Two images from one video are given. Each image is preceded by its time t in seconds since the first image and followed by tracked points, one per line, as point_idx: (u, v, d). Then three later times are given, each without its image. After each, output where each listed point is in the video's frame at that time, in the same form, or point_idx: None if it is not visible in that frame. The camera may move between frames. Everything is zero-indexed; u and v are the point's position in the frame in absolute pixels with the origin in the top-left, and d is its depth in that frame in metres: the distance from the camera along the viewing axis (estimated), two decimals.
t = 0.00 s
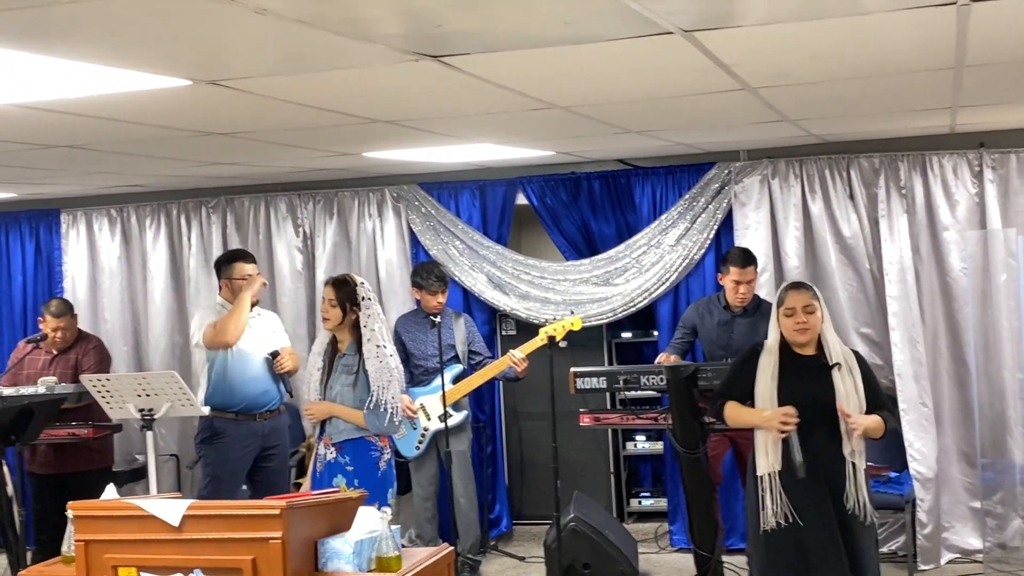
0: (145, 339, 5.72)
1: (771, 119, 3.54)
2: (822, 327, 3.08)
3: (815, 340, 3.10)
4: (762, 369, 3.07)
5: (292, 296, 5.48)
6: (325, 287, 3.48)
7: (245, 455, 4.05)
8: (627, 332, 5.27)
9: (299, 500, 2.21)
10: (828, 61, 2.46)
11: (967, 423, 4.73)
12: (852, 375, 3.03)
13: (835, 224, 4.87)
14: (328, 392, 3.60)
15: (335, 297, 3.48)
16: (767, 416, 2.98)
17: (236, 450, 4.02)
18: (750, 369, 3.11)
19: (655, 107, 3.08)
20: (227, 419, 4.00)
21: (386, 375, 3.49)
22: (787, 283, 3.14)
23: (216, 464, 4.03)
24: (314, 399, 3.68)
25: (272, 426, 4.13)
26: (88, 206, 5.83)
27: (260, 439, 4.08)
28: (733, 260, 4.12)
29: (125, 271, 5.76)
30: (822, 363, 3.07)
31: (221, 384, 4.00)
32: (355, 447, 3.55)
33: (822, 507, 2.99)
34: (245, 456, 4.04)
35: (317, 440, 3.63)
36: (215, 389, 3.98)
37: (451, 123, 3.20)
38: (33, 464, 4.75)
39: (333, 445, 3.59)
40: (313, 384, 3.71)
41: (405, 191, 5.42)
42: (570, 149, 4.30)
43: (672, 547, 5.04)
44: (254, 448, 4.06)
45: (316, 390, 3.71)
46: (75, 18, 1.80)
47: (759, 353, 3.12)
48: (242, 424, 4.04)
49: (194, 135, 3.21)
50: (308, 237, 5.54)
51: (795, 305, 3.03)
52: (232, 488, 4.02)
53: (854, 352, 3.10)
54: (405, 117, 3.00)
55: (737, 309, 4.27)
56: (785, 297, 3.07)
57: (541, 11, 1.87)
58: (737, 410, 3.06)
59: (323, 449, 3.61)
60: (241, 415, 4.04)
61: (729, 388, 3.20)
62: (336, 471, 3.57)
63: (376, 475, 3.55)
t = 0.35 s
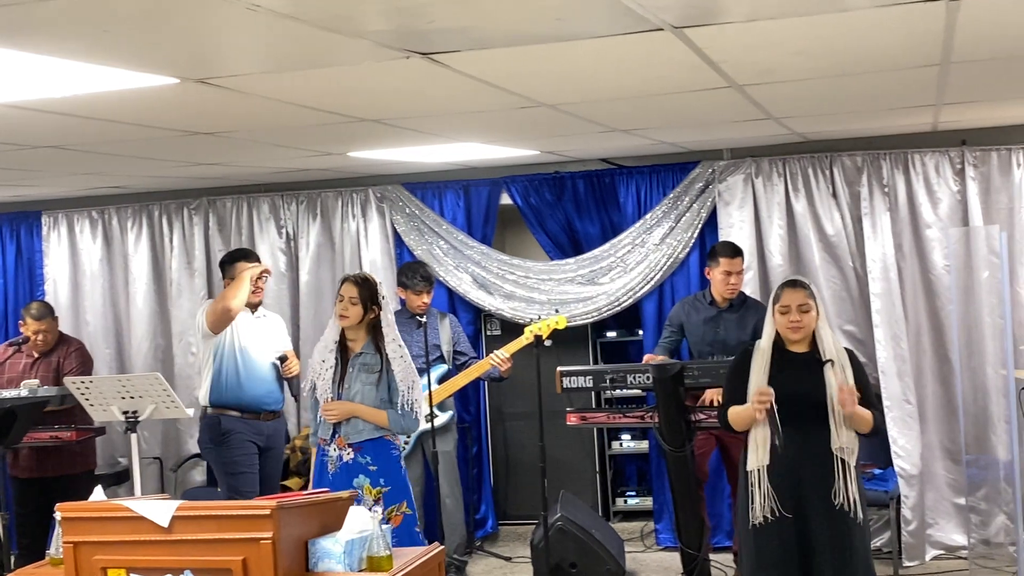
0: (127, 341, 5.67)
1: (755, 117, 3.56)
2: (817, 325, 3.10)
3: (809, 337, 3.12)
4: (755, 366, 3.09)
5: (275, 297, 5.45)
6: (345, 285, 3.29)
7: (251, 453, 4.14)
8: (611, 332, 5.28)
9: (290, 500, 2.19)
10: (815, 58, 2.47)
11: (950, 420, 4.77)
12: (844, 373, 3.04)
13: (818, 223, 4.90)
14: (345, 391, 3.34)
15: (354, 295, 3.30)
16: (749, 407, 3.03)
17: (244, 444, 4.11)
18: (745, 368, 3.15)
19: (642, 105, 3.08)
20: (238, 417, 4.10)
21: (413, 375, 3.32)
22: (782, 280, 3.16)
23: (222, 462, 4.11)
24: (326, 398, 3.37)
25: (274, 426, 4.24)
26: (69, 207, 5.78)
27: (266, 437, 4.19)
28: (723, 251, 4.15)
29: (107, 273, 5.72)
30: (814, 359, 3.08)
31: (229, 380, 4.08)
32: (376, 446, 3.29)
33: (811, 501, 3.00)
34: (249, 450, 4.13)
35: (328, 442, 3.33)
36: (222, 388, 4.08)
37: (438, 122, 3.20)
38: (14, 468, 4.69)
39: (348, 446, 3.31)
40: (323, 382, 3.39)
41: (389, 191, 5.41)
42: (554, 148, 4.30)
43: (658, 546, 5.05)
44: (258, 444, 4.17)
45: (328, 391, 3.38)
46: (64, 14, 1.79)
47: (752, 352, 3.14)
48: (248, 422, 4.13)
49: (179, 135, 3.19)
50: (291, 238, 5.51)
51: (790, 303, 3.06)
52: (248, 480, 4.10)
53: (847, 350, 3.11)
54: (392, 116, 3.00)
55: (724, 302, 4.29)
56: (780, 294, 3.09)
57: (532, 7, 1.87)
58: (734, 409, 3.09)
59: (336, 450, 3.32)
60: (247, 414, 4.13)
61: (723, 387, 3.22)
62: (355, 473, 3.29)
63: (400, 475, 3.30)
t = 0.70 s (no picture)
0: (108, 341, 5.63)
1: (739, 115, 3.58)
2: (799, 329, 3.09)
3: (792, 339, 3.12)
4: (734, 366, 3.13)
5: (258, 297, 5.42)
6: (375, 282, 3.19)
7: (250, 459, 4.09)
8: (595, 330, 5.29)
9: (277, 498, 2.18)
10: (801, 54, 2.49)
11: (932, 417, 4.81)
12: (824, 373, 3.06)
13: (800, 220, 4.93)
14: (382, 389, 3.21)
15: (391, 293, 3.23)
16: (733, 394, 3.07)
17: (244, 449, 4.07)
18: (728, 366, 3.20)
19: (627, 103, 3.09)
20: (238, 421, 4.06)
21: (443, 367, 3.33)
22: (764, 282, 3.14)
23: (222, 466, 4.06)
24: (362, 397, 3.18)
25: (272, 432, 4.20)
26: (49, 207, 5.74)
27: (265, 443, 4.15)
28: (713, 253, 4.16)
29: (87, 273, 5.67)
30: (796, 360, 3.10)
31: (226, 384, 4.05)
32: (409, 442, 3.21)
33: (787, 499, 3.01)
34: (250, 455, 4.08)
35: (359, 441, 3.18)
36: (223, 390, 4.04)
37: (423, 120, 3.19)
38: None
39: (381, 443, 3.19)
40: (356, 382, 3.19)
41: (372, 190, 5.39)
42: (538, 146, 4.31)
43: (642, 543, 5.06)
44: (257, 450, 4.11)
45: (364, 391, 3.17)
46: (51, 10, 1.77)
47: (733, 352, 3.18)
48: (248, 427, 4.09)
49: (162, 133, 3.17)
50: (274, 237, 5.48)
51: (768, 312, 3.05)
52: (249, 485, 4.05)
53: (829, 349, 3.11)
54: (378, 113, 2.99)
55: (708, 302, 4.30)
56: (759, 303, 3.08)
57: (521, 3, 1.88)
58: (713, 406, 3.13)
59: (367, 447, 3.18)
60: (247, 419, 4.09)
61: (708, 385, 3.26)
62: (388, 470, 3.16)
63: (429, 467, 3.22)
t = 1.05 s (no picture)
0: (93, 339, 5.61)
1: (724, 112, 3.59)
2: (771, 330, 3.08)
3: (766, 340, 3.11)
4: (703, 370, 3.13)
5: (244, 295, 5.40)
6: (399, 276, 3.08)
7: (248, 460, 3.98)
8: (581, 328, 5.30)
9: (262, 495, 2.17)
10: (786, 52, 2.50)
11: (917, 414, 4.83)
12: (798, 376, 3.03)
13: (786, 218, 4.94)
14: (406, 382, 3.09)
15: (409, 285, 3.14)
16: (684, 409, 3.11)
17: (240, 450, 3.95)
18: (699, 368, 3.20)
19: (613, 100, 3.10)
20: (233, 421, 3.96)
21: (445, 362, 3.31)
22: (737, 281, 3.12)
23: (219, 469, 3.94)
24: (391, 391, 3.03)
25: (269, 430, 4.09)
26: (33, 204, 5.71)
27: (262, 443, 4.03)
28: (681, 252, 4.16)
29: (72, 271, 5.65)
30: (768, 362, 3.08)
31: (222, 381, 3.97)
32: (425, 438, 3.09)
33: (761, 502, 3.02)
34: (246, 456, 3.97)
35: (379, 435, 3.03)
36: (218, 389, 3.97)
37: (409, 116, 3.19)
38: None
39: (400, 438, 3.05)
40: (385, 376, 3.04)
41: (358, 187, 5.38)
42: (525, 143, 4.31)
43: (628, 541, 5.07)
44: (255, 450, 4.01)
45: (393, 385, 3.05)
46: (34, 4, 1.77)
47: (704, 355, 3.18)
48: (242, 427, 3.98)
49: (147, 129, 3.15)
50: (259, 235, 5.47)
51: (739, 314, 3.04)
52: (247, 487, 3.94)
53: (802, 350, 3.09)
54: (363, 110, 2.99)
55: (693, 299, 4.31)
56: (730, 304, 3.07)
57: None
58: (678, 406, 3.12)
59: (387, 442, 3.03)
60: (240, 419, 3.98)
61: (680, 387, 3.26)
62: (408, 463, 3.03)
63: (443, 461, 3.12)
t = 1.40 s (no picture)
0: (87, 333, 5.60)
1: (719, 109, 3.58)
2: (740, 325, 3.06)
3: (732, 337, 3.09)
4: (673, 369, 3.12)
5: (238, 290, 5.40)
6: (401, 273, 3.07)
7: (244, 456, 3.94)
8: (576, 325, 5.29)
9: (253, 488, 2.17)
10: (779, 48, 2.49)
11: (911, 412, 4.84)
12: (763, 373, 3.01)
13: (781, 215, 4.94)
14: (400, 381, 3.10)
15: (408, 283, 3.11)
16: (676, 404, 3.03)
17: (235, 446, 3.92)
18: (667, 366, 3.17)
19: (607, 96, 3.09)
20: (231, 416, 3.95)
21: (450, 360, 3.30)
22: (707, 277, 3.12)
23: (216, 468, 3.89)
24: (386, 389, 3.04)
25: (270, 424, 4.04)
26: (27, 199, 5.69)
27: (259, 436, 3.99)
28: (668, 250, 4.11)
29: (67, 265, 5.64)
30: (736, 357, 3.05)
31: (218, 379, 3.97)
32: (421, 434, 3.10)
33: (727, 506, 2.97)
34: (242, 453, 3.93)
35: (373, 430, 3.05)
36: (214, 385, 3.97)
37: (403, 111, 3.18)
38: None
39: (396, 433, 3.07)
40: (380, 373, 3.04)
41: (353, 183, 5.37)
42: (520, 139, 4.30)
43: (622, 538, 5.07)
44: (255, 444, 3.98)
45: (388, 383, 3.05)
46: None
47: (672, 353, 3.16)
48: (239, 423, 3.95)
49: (140, 123, 3.14)
50: (254, 230, 5.46)
51: (710, 304, 3.03)
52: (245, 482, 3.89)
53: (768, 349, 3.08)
54: (357, 104, 2.98)
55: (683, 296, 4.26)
56: (700, 296, 3.06)
57: None
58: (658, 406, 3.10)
59: (383, 438, 3.05)
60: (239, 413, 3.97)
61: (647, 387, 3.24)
62: (402, 460, 3.05)
63: (438, 457, 3.14)
